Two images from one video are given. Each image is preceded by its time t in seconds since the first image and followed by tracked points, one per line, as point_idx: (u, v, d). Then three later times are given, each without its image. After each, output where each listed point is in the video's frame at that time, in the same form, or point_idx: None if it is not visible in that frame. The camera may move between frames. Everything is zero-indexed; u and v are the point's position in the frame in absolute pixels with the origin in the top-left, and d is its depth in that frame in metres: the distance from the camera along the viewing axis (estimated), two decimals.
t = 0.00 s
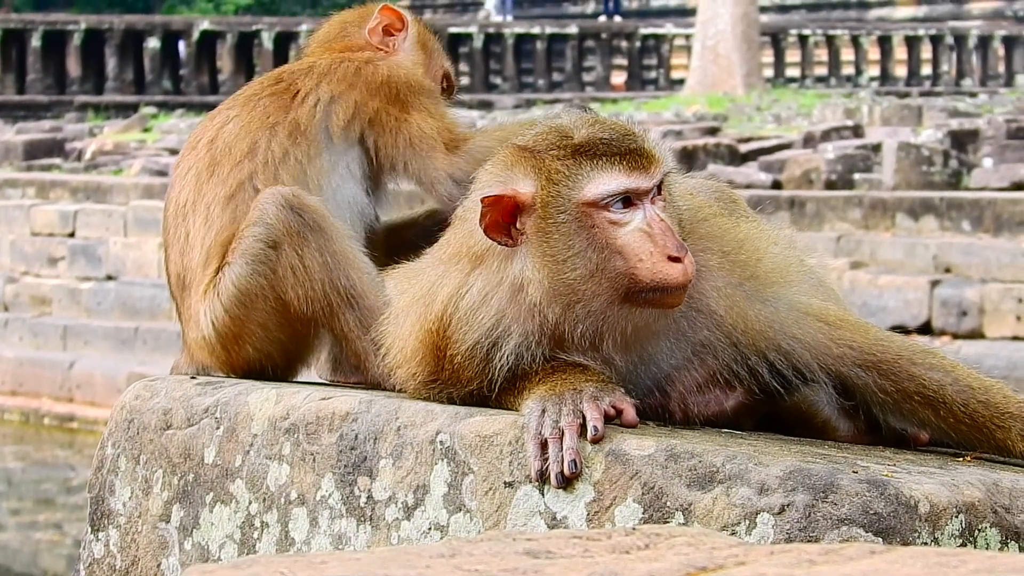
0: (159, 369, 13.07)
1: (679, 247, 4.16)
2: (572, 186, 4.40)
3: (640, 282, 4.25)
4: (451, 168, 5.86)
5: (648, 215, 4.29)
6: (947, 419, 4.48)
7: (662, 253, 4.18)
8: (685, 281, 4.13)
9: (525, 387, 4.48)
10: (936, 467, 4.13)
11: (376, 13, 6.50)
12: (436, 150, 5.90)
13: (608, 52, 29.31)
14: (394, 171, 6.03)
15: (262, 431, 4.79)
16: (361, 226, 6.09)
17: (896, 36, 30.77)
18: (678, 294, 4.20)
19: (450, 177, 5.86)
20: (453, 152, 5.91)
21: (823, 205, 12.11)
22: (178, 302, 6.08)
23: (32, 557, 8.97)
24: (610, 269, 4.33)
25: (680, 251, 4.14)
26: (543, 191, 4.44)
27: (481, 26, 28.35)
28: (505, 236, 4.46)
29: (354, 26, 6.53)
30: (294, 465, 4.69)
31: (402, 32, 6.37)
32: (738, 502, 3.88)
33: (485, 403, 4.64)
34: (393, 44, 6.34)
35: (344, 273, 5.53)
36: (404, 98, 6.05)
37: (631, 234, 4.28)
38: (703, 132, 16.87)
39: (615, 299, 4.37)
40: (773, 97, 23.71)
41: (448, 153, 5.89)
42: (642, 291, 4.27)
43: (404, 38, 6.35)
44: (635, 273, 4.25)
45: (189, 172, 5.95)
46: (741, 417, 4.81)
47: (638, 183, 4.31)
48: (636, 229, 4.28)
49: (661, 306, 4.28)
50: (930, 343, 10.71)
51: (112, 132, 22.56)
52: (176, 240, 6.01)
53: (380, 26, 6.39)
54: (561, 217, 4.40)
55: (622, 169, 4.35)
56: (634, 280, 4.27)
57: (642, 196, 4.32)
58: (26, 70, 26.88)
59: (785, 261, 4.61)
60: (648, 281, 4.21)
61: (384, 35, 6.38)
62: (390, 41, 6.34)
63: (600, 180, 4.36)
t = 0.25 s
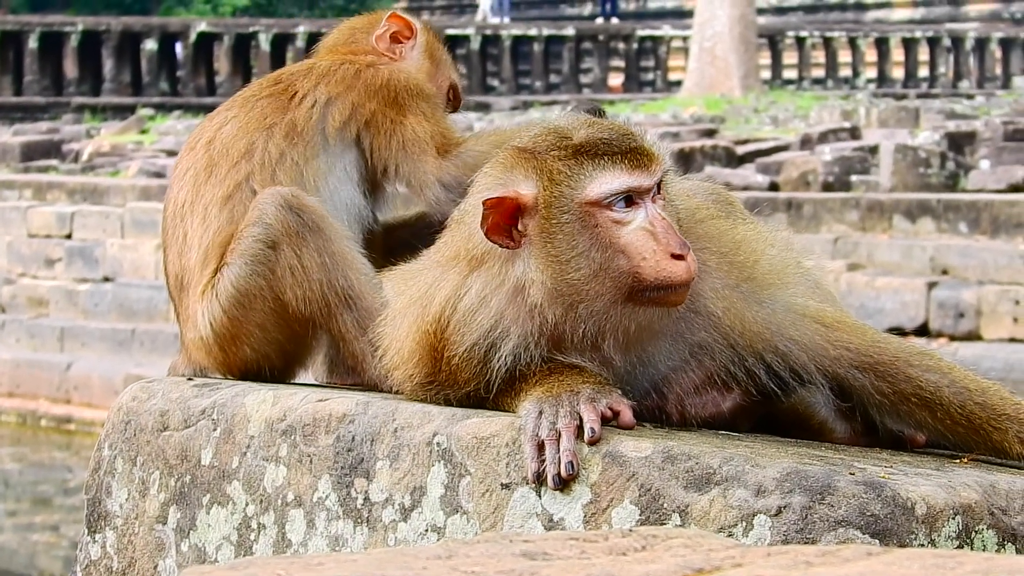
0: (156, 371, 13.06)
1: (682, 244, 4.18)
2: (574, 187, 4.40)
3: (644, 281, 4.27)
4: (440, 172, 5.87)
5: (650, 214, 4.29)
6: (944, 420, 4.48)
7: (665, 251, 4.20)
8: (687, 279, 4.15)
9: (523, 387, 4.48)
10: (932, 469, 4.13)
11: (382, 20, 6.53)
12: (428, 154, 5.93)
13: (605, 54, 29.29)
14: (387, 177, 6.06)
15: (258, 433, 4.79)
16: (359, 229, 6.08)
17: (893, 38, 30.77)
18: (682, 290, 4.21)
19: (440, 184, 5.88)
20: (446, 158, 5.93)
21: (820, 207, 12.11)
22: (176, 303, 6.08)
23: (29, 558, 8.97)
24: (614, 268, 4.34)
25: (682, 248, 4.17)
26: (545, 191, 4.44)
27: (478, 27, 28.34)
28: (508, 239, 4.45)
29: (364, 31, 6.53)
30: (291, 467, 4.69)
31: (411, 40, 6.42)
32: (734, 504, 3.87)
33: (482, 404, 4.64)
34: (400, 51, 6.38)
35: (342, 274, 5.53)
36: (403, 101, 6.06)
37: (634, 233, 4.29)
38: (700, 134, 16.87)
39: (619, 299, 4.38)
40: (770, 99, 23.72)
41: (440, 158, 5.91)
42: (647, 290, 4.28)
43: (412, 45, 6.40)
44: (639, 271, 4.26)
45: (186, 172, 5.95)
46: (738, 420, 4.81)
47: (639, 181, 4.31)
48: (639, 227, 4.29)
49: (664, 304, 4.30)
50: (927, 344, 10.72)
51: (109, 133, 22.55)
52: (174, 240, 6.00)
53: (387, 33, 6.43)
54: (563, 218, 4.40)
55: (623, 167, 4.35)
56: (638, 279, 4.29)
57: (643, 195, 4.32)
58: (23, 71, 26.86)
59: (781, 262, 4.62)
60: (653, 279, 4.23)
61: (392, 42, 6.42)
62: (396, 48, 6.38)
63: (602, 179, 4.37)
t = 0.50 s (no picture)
0: (154, 372, 13.05)
1: (678, 249, 4.16)
2: (570, 189, 4.40)
3: (639, 285, 4.24)
4: (439, 180, 5.91)
5: (646, 218, 4.28)
6: (942, 422, 4.48)
7: (660, 255, 4.18)
8: (682, 283, 4.12)
9: (520, 388, 4.47)
10: (930, 470, 4.14)
11: (392, 28, 6.51)
12: (429, 162, 5.95)
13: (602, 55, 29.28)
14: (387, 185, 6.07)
15: (257, 434, 4.79)
16: (358, 231, 6.08)
17: (890, 39, 30.79)
18: (677, 295, 4.18)
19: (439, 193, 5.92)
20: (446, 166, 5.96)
21: (818, 208, 12.12)
22: (174, 304, 6.07)
23: (27, 559, 8.97)
24: (610, 272, 4.33)
25: (678, 253, 4.15)
26: (541, 195, 4.44)
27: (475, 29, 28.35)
28: (502, 241, 4.46)
29: (372, 38, 6.50)
30: (289, 468, 4.69)
31: (420, 49, 6.39)
32: (732, 505, 3.87)
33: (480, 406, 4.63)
34: (408, 59, 6.36)
35: (340, 275, 5.53)
36: (404, 105, 6.07)
37: (630, 237, 4.28)
38: (698, 135, 16.88)
39: (613, 302, 4.37)
40: (768, 100, 23.73)
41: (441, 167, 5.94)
42: (640, 295, 4.27)
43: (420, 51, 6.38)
44: (634, 276, 4.24)
45: (186, 172, 5.94)
46: (736, 421, 4.81)
47: (636, 185, 4.31)
48: (635, 231, 4.28)
49: (659, 308, 4.27)
50: (925, 345, 10.73)
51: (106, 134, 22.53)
52: (173, 240, 6.00)
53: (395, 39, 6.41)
54: (560, 221, 4.40)
55: (620, 171, 4.35)
56: (633, 283, 4.26)
57: (640, 199, 4.31)
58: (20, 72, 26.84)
59: (779, 264, 4.63)
60: (647, 284, 4.20)
61: (401, 50, 6.40)
62: (405, 55, 6.37)
63: (598, 183, 4.36)
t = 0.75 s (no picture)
0: (151, 374, 13.05)
1: (672, 254, 4.18)
2: (563, 194, 4.39)
3: (632, 291, 4.26)
4: (442, 194, 5.95)
5: (641, 222, 4.29)
6: (940, 423, 4.48)
7: (654, 260, 4.19)
8: (676, 289, 4.14)
9: (518, 390, 4.48)
10: (927, 472, 4.14)
11: (396, 34, 6.50)
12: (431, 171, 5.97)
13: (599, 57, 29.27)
14: (386, 194, 6.08)
15: (254, 435, 4.79)
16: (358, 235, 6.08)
17: (887, 41, 30.79)
18: (671, 301, 4.20)
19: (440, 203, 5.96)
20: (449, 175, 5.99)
21: (815, 210, 12.13)
22: (172, 305, 6.07)
23: (24, 561, 8.96)
24: (603, 275, 4.34)
25: (672, 259, 4.16)
26: (533, 197, 4.44)
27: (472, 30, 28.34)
28: (497, 240, 4.49)
29: (378, 44, 6.48)
30: (287, 469, 4.69)
31: (426, 56, 6.39)
32: (730, 506, 3.87)
33: (478, 408, 4.63)
34: (414, 67, 6.36)
35: (337, 277, 5.53)
36: (404, 111, 6.08)
37: (624, 241, 4.29)
38: (696, 136, 16.89)
39: (607, 306, 4.38)
40: (765, 101, 23.74)
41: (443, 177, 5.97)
42: (635, 299, 4.27)
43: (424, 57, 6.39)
44: (628, 281, 4.25)
45: (185, 173, 5.94)
46: (733, 422, 4.81)
47: (629, 190, 4.30)
48: (629, 235, 4.29)
49: (652, 313, 4.29)
50: (922, 347, 10.73)
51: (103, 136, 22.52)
52: (171, 242, 6.00)
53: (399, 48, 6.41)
54: (553, 224, 4.40)
55: (613, 175, 4.34)
56: (627, 288, 4.27)
57: (635, 204, 4.31)
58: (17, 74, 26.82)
59: (778, 266, 4.62)
60: (641, 288, 4.21)
61: (406, 57, 6.40)
62: (410, 64, 6.36)
63: (591, 188, 4.36)
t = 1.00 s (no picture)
0: (149, 375, 13.05)
1: (656, 262, 4.11)
2: (551, 198, 4.36)
3: (615, 297, 4.20)
4: (444, 202, 5.97)
5: (628, 229, 4.23)
6: (937, 425, 4.48)
7: (638, 268, 4.13)
8: (659, 297, 4.07)
9: (515, 393, 4.48)
10: (924, 473, 4.14)
11: (403, 39, 6.49)
12: (432, 179, 5.97)
13: (597, 58, 29.29)
14: (388, 197, 6.08)
15: (251, 437, 4.79)
16: (357, 238, 6.07)
17: (885, 43, 30.79)
18: (654, 309, 4.13)
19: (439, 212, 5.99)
20: (449, 183, 6.00)
21: (812, 211, 12.13)
22: (171, 306, 6.07)
23: (22, 561, 8.96)
24: (590, 280, 4.31)
25: (655, 268, 4.09)
26: (521, 200, 4.41)
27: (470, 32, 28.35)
28: (486, 237, 4.50)
29: (384, 48, 6.47)
30: (284, 471, 4.69)
31: (432, 62, 6.39)
32: (727, 508, 3.88)
33: (475, 409, 4.63)
34: (420, 73, 6.36)
35: (335, 279, 5.53)
36: (406, 116, 6.08)
37: (610, 247, 4.24)
38: (693, 138, 16.91)
39: (592, 310, 4.35)
40: (762, 103, 23.74)
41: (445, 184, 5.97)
42: (618, 305, 4.22)
43: (429, 62, 6.39)
44: (611, 287, 4.20)
45: (186, 174, 5.95)
46: (730, 424, 4.82)
47: (616, 197, 4.24)
48: (615, 242, 4.23)
49: (636, 319, 4.23)
50: (919, 349, 10.74)
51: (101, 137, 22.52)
52: (170, 242, 6.00)
53: (405, 53, 6.41)
54: (539, 229, 4.38)
55: (601, 182, 4.28)
56: (611, 294, 4.22)
57: (622, 211, 4.25)
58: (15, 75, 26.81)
59: (777, 268, 4.61)
60: (624, 296, 4.15)
61: (413, 63, 6.40)
62: (417, 69, 6.36)
63: (577, 195, 4.31)
